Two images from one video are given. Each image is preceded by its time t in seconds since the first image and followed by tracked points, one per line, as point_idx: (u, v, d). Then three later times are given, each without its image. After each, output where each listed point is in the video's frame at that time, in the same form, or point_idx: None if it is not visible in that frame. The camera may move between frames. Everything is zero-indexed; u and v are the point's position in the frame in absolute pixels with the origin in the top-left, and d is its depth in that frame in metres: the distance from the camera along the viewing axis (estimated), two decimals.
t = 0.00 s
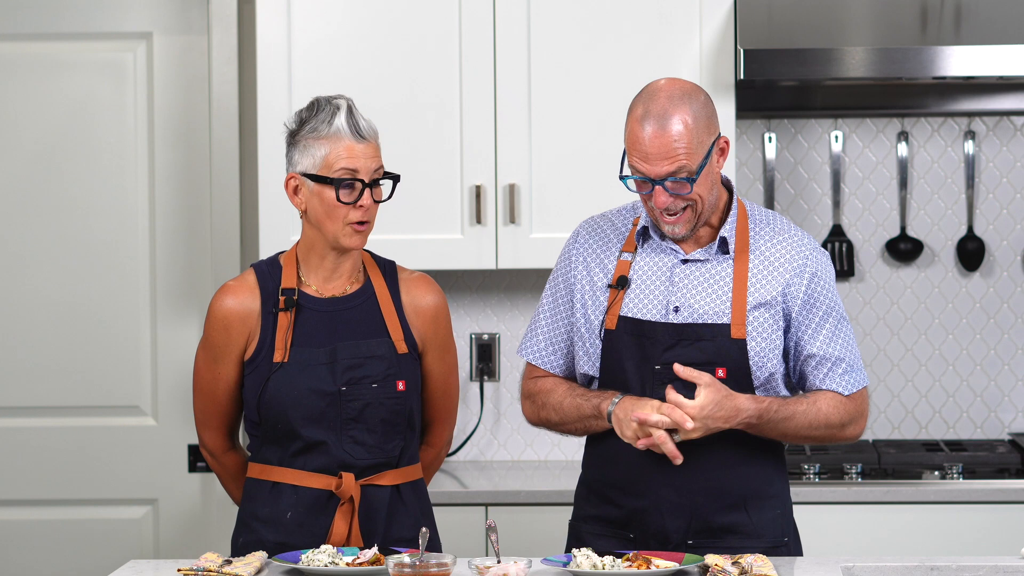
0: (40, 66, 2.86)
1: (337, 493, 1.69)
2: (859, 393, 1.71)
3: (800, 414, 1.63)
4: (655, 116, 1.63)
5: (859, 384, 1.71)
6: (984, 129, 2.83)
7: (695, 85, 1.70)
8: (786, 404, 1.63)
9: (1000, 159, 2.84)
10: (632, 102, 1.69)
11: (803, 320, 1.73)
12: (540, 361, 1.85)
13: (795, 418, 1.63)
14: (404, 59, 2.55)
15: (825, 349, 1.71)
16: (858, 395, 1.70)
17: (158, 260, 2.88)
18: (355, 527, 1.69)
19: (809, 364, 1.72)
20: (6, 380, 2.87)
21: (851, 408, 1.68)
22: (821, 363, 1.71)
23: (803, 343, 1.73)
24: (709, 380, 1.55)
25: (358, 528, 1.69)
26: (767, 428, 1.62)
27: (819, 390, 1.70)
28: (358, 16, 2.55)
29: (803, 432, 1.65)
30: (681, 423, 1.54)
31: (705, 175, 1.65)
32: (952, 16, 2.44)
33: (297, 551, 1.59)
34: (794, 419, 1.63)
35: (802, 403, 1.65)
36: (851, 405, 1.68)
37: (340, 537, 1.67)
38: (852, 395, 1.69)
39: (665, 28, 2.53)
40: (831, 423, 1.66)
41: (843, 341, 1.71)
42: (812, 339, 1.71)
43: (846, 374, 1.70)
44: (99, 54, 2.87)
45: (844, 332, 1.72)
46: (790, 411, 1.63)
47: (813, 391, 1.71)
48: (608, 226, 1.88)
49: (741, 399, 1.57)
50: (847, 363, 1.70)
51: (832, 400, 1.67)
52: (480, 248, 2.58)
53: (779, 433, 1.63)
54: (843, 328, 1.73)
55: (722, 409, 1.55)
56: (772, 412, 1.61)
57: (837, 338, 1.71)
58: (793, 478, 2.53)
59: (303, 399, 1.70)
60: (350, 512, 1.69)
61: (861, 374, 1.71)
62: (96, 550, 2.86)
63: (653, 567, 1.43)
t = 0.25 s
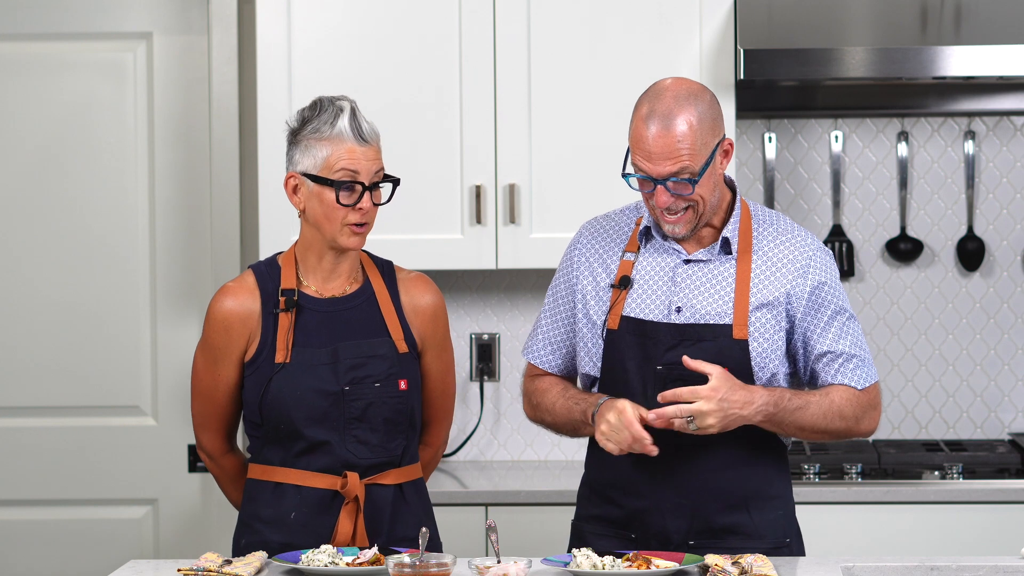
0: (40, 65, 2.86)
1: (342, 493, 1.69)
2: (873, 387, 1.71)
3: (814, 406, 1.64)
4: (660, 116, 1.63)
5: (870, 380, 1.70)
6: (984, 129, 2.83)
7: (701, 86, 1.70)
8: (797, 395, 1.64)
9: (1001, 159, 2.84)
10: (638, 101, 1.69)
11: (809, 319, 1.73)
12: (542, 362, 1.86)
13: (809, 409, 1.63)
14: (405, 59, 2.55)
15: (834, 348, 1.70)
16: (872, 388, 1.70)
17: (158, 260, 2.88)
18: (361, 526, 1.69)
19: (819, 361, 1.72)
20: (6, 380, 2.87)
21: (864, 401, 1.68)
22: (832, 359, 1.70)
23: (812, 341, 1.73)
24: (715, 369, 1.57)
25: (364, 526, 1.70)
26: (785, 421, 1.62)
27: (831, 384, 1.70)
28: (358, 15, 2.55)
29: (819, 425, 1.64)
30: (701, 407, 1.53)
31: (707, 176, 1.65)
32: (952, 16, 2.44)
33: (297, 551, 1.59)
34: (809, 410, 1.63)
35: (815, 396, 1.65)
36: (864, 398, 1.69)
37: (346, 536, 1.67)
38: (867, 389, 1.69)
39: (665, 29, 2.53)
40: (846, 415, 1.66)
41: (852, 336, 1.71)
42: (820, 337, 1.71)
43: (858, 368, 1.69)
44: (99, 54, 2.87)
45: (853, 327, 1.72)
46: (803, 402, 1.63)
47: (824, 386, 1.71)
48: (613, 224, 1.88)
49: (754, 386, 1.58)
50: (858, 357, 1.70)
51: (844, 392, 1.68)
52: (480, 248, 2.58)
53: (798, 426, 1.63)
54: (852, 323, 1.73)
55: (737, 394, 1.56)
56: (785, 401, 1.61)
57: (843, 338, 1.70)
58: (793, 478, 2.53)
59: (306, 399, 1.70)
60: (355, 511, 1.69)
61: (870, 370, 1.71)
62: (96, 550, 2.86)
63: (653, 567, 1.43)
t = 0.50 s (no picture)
0: (40, 66, 2.86)
1: (347, 492, 1.68)
2: (867, 391, 1.70)
3: (805, 407, 1.64)
4: (667, 119, 1.63)
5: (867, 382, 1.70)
6: (984, 130, 2.83)
7: (703, 86, 1.70)
8: (787, 397, 1.64)
9: (1001, 159, 2.84)
10: (643, 104, 1.69)
11: (808, 320, 1.73)
12: (543, 363, 1.86)
13: (799, 410, 1.63)
14: (405, 59, 2.55)
15: (831, 350, 1.70)
16: (866, 392, 1.69)
17: (158, 260, 2.88)
18: (366, 524, 1.69)
19: (815, 363, 1.72)
20: (7, 380, 2.87)
21: (858, 404, 1.68)
22: (828, 361, 1.70)
23: (809, 343, 1.73)
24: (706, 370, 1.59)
25: (369, 526, 1.69)
26: (775, 422, 1.62)
27: (826, 386, 1.69)
28: (358, 15, 2.55)
29: (811, 427, 1.64)
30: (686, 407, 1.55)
31: (718, 176, 1.65)
32: (952, 16, 2.44)
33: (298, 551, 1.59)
34: (800, 412, 1.63)
35: (807, 398, 1.65)
36: (858, 401, 1.68)
37: (351, 536, 1.67)
38: (861, 393, 1.69)
39: (664, 29, 2.53)
40: (838, 418, 1.66)
41: (850, 339, 1.71)
42: (818, 339, 1.71)
43: (853, 372, 1.69)
44: (99, 54, 2.87)
45: (851, 330, 1.72)
46: (793, 403, 1.63)
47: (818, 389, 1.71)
48: (614, 226, 1.88)
49: (742, 386, 1.59)
50: (855, 361, 1.70)
51: (838, 395, 1.67)
52: (480, 248, 2.58)
53: (788, 428, 1.63)
54: (851, 326, 1.72)
55: (724, 394, 1.57)
56: (774, 402, 1.61)
57: (841, 339, 1.70)
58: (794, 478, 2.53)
59: (309, 399, 1.70)
60: (360, 511, 1.69)
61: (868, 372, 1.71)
62: (96, 550, 2.86)
63: (653, 567, 1.43)
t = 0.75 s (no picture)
0: (40, 65, 2.86)
1: (351, 491, 1.69)
2: (875, 387, 1.70)
3: (811, 410, 1.63)
4: (667, 117, 1.63)
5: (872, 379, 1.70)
6: (984, 130, 2.83)
7: (706, 86, 1.70)
8: (792, 400, 1.63)
9: (1001, 159, 2.84)
10: (644, 102, 1.69)
11: (811, 318, 1.73)
12: (541, 363, 1.86)
13: (805, 413, 1.63)
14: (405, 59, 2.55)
15: (835, 349, 1.70)
16: (872, 389, 1.69)
17: (158, 260, 2.88)
18: (370, 523, 1.69)
19: (819, 362, 1.72)
20: (7, 380, 2.87)
21: (863, 403, 1.68)
22: (833, 360, 1.70)
23: (813, 342, 1.73)
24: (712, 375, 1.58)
25: (372, 524, 1.69)
26: (780, 426, 1.62)
27: (831, 385, 1.70)
28: (358, 15, 2.55)
29: (816, 429, 1.64)
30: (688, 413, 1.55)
31: (714, 177, 1.65)
32: (952, 16, 2.44)
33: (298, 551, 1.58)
34: (805, 415, 1.63)
35: (812, 399, 1.65)
36: (863, 400, 1.68)
37: (354, 535, 1.67)
38: (867, 390, 1.69)
39: (664, 29, 2.53)
40: (843, 418, 1.66)
41: (854, 337, 1.71)
42: (821, 338, 1.72)
43: (859, 369, 1.69)
44: (99, 54, 2.87)
45: (855, 327, 1.72)
46: (799, 406, 1.63)
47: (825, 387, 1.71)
48: (615, 225, 1.88)
49: (746, 393, 1.59)
50: (860, 358, 1.70)
51: (842, 395, 1.67)
52: (480, 248, 2.58)
53: (794, 430, 1.63)
54: (854, 323, 1.72)
55: (728, 400, 1.57)
56: (779, 407, 1.61)
57: (845, 338, 1.70)
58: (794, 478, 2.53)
59: (311, 399, 1.69)
60: (363, 509, 1.69)
61: (873, 370, 1.71)
62: (96, 550, 2.86)
63: (653, 567, 1.43)
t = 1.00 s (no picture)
0: (40, 65, 2.86)
1: (352, 492, 1.68)
2: (870, 391, 1.71)
3: (808, 413, 1.64)
4: (664, 113, 1.64)
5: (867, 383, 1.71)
6: (984, 129, 2.83)
7: (710, 87, 1.70)
8: (790, 404, 1.64)
9: (1000, 159, 2.84)
10: (644, 97, 1.70)
11: (809, 320, 1.73)
12: (544, 364, 1.86)
13: (802, 417, 1.63)
14: (405, 59, 2.55)
15: (832, 351, 1.71)
16: (868, 393, 1.70)
17: (158, 260, 2.88)
18: (370, 523, 1.70)
19: (816, 364, 1.73)
20: (7, 379, 2.87)
21: (859, 407, 1.69)
22: (830, 363, 1.71)
23: (810, 344, 1.73)
24: (711, 379, 1.57)
25: (372, 524, 1.70)
26: (778, 430, 1.62)
27: (828, 388, 1.70)
28: (358, 15, 2.55)
29: (814, 432, 1.65)
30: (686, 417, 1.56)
31: (705, 178, 1.65)
32: (952, 16, 2.44)
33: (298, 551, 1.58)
34: (802, 418, 1.63)
35: (809, 403, 1.66)
36: (860, 403, 1.69)
37: (355, 536, 1.67)
38: (863, 394, 1.70)
39: (665, 29, 2.53)
40: (840, 420, 1.67)
41: (850, 340, 1.71)
42: (818, 340, 1.72)
43: (855, 373, 1.70)
44: (99, 54, 2.87)
45: (852, 330, 1.73)
46: (797, 410, 1.63)
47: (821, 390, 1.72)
48: (615, 225, 1.88)
49: (745, 397, 1.59)
50: (856, 362, 1.70)
51: (839, 398, 1.68)
52: (480, 248, 2.58)
53: (791, 434, 1.63)
54: (851, 326, 1.73)
55: (726, 405, 1.57)
56: (777, 411, 1.61)
57: (842, 340, 1.71)
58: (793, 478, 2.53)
59: (312, 400, 1.69)
60: (364, 510, 1.70)
61: (869, 373, 1.71)
62: (96, 550, 2.86)
63: (653, 567, 1.43)
